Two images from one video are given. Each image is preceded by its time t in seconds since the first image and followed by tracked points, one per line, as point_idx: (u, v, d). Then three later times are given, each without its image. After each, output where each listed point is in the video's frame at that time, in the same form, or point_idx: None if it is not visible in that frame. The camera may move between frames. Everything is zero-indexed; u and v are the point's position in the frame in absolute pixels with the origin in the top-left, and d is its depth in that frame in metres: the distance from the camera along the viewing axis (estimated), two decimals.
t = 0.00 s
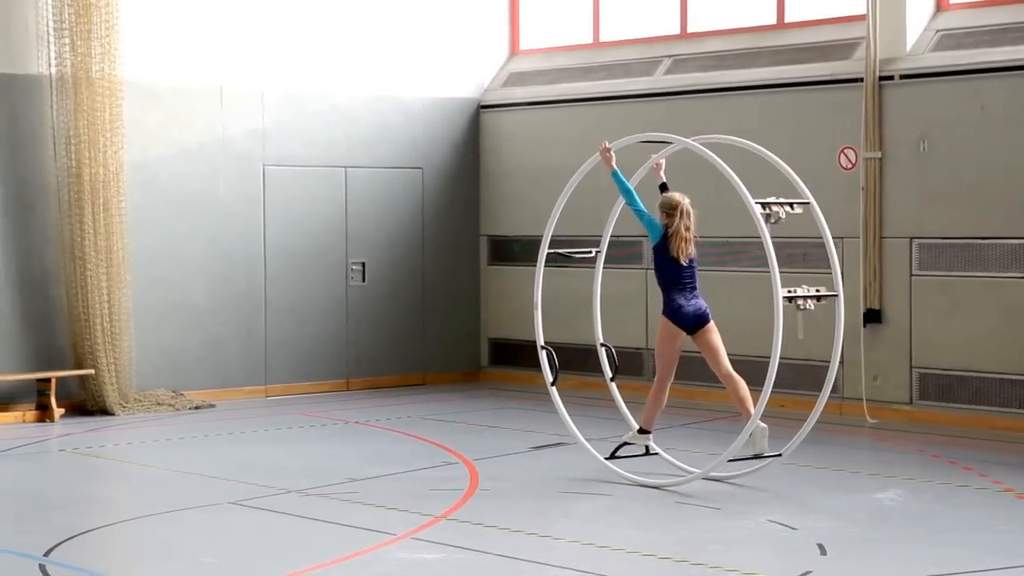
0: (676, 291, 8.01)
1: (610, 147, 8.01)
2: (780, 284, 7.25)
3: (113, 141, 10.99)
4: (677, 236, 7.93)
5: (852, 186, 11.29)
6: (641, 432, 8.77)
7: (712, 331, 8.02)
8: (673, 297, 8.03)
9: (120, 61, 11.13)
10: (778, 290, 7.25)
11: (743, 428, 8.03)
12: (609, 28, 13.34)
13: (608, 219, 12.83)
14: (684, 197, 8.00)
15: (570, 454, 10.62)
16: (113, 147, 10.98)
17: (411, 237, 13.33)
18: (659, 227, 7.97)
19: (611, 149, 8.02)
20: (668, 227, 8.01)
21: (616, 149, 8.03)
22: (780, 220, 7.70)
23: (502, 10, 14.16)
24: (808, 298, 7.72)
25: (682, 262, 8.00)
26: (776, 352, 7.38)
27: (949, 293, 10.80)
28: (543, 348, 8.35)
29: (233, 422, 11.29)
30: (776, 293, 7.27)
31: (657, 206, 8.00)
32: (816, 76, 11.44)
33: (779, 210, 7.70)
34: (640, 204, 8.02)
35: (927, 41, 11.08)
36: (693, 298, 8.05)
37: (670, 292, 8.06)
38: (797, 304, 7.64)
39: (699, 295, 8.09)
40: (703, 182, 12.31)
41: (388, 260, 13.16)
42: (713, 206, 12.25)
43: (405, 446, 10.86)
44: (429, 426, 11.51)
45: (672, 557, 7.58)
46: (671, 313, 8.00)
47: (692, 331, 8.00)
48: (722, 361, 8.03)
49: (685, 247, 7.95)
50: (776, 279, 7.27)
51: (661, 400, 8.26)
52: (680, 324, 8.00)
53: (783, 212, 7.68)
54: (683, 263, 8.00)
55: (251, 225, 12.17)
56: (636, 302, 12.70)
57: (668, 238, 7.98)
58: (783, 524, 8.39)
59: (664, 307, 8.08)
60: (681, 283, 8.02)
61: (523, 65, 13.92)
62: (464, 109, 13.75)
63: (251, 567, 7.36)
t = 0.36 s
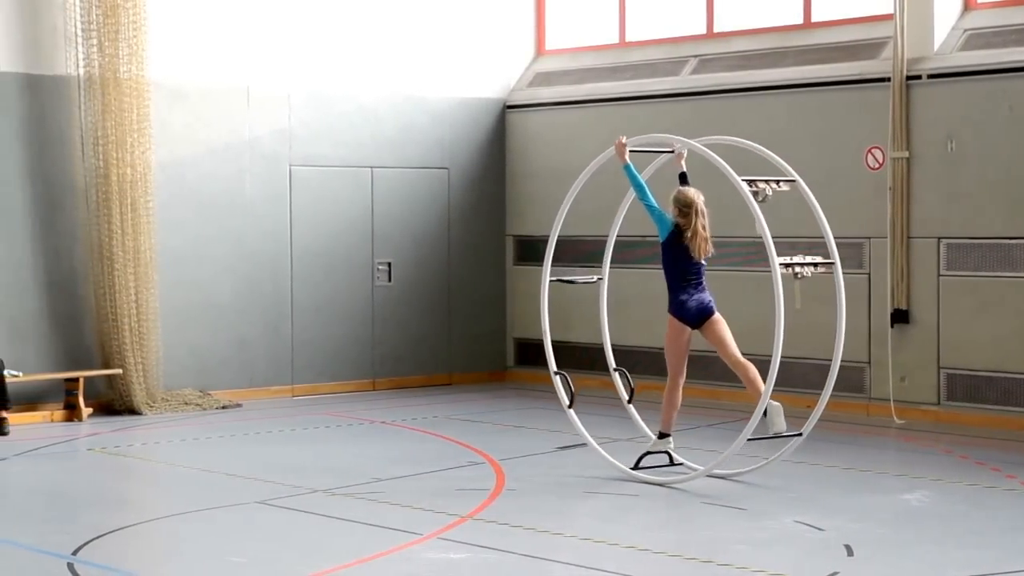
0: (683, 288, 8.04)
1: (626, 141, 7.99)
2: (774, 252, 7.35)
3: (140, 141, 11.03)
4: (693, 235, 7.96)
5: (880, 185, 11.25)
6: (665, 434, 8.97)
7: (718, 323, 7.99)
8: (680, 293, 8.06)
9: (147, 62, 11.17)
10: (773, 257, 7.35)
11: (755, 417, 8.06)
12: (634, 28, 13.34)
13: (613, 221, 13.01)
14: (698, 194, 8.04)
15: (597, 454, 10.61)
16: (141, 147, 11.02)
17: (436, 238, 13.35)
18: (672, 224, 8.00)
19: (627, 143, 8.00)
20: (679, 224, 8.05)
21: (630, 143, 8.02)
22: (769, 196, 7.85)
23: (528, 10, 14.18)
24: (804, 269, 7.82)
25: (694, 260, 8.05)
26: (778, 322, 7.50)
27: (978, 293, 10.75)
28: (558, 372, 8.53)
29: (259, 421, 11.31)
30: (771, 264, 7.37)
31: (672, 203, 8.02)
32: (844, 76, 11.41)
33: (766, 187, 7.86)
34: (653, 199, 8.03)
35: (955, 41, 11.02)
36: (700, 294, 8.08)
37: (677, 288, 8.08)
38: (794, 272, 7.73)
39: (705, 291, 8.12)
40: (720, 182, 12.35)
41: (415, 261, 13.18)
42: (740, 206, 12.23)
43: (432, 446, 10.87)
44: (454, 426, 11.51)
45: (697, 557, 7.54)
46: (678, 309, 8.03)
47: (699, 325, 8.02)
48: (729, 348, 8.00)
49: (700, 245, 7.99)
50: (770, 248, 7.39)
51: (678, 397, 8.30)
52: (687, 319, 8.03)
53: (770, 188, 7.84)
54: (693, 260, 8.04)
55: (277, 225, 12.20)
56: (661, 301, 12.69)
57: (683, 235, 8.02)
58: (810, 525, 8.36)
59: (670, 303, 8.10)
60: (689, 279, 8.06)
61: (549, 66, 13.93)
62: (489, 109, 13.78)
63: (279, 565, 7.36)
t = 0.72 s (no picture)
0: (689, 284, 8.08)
1: (632, 143, 8.01)
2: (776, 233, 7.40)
3: (165, 141, 11.06)
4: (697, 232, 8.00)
5: (906, 185, 11.20)
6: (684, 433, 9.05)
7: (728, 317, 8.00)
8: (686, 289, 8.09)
9: (173, 62, 11.20)
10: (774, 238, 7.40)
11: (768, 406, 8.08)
12: (659, 27, 13.32)
13: (626, 220, 13.11)
14: (703, 191, 8.03)
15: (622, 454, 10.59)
16: (166, 147, 11.05)
17: (460, 237, 13.35)
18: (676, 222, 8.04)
19: (631, 144, 8.00)
20: (683, 222, 8.08)
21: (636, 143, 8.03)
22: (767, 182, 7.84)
23: (552, 10, 14.17)
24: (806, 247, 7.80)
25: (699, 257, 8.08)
26: (784, 291, 7.52)
27: (1004, 293, 10.68)
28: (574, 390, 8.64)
29: (283, 421, 11.32)
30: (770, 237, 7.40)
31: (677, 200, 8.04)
32: (871, 75, 11.36)
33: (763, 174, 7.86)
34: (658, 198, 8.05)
35: (982, 40, 10.95)
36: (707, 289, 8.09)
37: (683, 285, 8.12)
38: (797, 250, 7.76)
39: (713, 286, 8.13)
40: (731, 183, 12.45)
41: (439, 260, 13.20)
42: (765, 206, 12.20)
43: (457, 445, 10.87)
44: (478, 426, 11.51)
45: (718, 557, 7.51)
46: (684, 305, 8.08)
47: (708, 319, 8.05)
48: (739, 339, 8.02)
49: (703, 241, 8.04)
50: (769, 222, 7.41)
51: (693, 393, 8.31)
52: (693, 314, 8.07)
53: (767, 174, 7.83)
54: (697, 257, 8.08)
55: (302, 225, 12.23)
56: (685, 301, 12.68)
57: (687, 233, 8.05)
58: (836, 526, 8.32)
59: (677, 301, 8.13)
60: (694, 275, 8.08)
61: (573, 65, 13.92)
62: (513, 109, 13.78)
63: (303, 564, 7.34)
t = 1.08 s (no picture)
0: (698, 283, 8.23)
1: (633, 147, 8.14)
2: (780, 217, 7.54)
3: (188, 141, 11.09)
4: (701, 230, 8.14)
5: (929, 185, 11.17)
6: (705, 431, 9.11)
7: (741, 311, 8.16)
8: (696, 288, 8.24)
9: (196, 62, 11.23)
10: (779, 222, 7.53)
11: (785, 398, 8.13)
12: (680, 27, 13.31)
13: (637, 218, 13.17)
14: (703, 189, 8.18)
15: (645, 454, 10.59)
16: (189, 147, 11.08)
17: (482, 237, 13.36)
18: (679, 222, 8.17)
19: (632, 148, 8.12)
20: (687, 221, 8.22)
21: (637, 147, 8.17)
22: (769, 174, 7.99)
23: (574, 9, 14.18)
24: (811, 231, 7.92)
25: (705, 256, 8.23)
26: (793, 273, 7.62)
27: None
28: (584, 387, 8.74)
29: (304, 421, 11.33)
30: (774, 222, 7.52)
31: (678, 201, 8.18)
32: (894, 74, 11.33)
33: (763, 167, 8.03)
34: (660, 199, 8.19)
35: (1006, 39, 10.91)
36: (716, 285, 8.25)
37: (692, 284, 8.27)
38: (802, 236, 7.89)
39: (721, 281, 8.30)
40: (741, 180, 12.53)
41: (461, 261, 13.21)
42: (787, 205, 12.17)
43: (479, 446, 10.87)
44: (500, 426, 11.52)
45: (736, 558, 7.49)
46: (697, 304, 8.22)
47: (722, 315, 8.20)
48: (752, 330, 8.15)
49: (707, 239, 8.19)
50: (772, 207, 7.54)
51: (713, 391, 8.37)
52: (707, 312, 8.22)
53: (767, 166, 8.01)
54: (704, 255, 8.23)
55: (324, 225, 12.25)
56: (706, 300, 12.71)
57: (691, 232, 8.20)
58: (857, 526, 8.29)
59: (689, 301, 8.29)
60: (703, 274, 8.23)
61: (595, 65, 13.92)
62: (535, 108, 13.79)
63: (325, 563, 7.34)
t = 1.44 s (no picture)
0: (708, 282, 8.28)
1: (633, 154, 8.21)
2: (783, 205, 7.64)
3: (208, 142, 11.12)
4: (708, 229, 8.22)
5: (949, 185, 11.13)
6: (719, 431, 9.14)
7: (752, 307, 8.19)
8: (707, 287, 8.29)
9: (215, 63, 11.26)
10: (783, 210, 7.63)
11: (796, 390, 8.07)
12: (699, 27, 13.30)
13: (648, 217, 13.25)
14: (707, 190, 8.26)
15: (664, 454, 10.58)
16: (209, 148, 11.10)
17: (501, 237, 13.37)
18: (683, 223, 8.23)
19: (633, 155, 8.22)
20: (694, 222, 8.29)
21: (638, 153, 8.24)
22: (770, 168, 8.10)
23: (593, 10, 14.17)
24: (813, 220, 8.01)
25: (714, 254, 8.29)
26: (798, 258, 7.69)
27: None
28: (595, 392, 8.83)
29: (322, 421, 11.34)
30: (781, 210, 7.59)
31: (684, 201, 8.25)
32: (915, 74, 11.30)
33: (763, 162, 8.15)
34: (663, 202, 8.23)
35: None
36: (726, 283, 8.30)
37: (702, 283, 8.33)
38: (806, 224, 7.96)
39: (731, 279, 8.35)
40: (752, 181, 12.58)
41: (481, 261, 13.23)
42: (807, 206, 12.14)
43: (499, 446, 10.87)
44: (518, 426, 11.53)
45: (752, 558, 7.48)
46: (708, 303, 8.26)
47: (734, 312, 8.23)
48: (763, 323, 8.12)
49: (713, 238, 8.25)
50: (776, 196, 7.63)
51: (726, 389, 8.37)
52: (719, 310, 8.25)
53: (768, 160, 8.11)
54: (713, 254, 8.28)
55: (343, 226, 12.27)
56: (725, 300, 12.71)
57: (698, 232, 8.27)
58: (876, 527, 8.25)
59: (700, 300, 8.33)
60: (712, 273, 8.29)
61: (614, 66, 13.91)
62: (553, 109, 13.78)
63: (343, 563, 7.34)
